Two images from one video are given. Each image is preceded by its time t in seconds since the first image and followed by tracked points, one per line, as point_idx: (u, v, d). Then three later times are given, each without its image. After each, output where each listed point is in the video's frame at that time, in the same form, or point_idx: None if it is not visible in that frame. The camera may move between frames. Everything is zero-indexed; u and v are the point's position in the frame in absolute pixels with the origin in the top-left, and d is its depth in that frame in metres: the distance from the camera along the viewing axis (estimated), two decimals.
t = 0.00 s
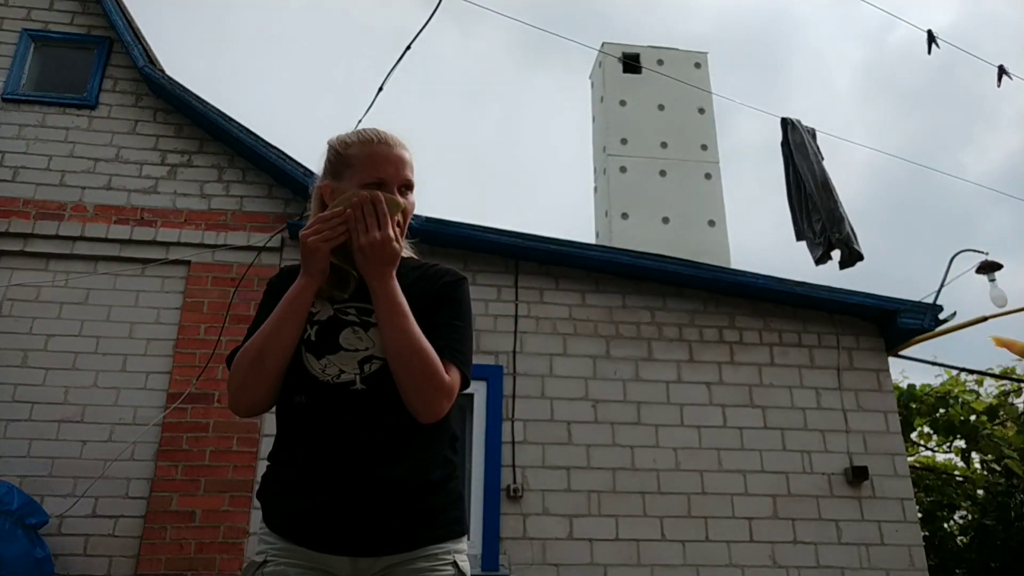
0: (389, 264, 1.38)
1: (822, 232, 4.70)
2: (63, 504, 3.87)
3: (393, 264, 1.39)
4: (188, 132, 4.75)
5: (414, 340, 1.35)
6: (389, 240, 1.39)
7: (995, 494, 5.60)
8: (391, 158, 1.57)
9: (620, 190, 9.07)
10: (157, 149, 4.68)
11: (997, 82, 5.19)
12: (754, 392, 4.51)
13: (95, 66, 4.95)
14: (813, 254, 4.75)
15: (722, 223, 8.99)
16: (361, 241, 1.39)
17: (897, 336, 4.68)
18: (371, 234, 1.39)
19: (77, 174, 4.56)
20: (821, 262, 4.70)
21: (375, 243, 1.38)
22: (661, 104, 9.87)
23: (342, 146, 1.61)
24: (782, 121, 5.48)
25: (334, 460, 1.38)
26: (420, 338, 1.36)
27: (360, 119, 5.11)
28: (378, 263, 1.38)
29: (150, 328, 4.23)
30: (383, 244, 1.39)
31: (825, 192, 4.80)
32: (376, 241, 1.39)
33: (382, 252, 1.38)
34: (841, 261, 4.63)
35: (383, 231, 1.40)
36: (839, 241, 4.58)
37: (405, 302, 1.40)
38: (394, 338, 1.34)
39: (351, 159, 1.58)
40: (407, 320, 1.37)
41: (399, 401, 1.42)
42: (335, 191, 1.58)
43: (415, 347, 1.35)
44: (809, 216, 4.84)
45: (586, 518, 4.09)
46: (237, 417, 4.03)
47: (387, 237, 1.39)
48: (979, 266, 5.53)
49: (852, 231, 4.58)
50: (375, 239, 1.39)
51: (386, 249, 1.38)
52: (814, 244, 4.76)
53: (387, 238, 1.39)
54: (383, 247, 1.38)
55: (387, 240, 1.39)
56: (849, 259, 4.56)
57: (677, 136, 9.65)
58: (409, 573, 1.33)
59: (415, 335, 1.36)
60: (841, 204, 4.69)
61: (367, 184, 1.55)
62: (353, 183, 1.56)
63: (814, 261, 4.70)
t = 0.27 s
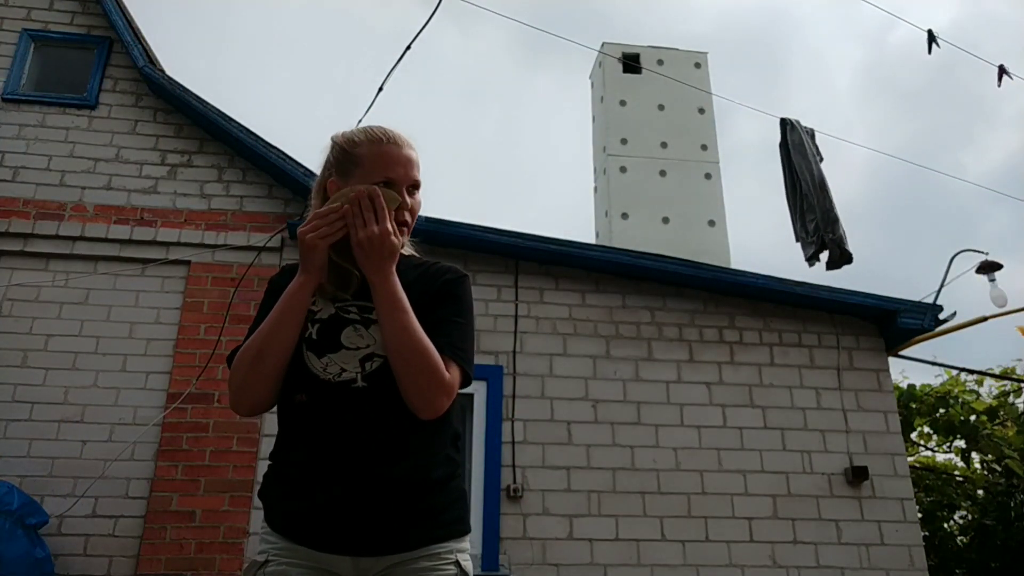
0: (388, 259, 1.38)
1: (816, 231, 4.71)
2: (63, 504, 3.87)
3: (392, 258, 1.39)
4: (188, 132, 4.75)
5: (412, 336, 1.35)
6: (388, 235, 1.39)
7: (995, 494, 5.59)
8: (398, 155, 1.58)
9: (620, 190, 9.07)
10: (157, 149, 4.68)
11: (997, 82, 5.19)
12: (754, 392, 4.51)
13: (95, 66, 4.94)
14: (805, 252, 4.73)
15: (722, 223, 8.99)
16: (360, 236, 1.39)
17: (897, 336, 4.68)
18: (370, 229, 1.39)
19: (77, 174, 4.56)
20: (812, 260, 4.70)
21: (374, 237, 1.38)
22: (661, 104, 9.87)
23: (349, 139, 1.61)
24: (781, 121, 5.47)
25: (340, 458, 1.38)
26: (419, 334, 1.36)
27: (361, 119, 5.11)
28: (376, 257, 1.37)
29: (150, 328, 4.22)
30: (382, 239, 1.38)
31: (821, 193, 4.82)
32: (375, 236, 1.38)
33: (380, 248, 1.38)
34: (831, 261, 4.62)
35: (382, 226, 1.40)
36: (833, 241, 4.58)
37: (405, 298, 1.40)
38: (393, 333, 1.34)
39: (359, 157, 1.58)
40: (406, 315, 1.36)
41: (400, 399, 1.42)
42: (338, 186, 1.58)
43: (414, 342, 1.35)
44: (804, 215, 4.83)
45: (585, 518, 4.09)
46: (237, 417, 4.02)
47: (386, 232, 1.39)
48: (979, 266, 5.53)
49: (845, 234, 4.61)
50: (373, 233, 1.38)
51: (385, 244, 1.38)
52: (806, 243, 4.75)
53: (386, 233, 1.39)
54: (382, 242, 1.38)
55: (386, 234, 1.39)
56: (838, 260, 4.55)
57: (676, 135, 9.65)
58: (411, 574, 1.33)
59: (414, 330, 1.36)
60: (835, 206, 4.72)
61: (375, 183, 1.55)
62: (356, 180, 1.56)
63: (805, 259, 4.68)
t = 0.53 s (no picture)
0: (385, 256, 1.38)
1: (817, 232, 4.71)
2: (63, 504, 3.87)
3: (389, 256, 1.38)
4: (188, 132, 4.75)
5: (411, 333, 1.35)
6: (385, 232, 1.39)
7: (995, 494, 5.59)
8: (401, 153, 1.57)
9: (620, 190, 9.06)
10: (157, 149, 4.68)
11: (997, 82, 5.18)
12: (754, 393, 4.51)
13: (95, 66, 4.94)
14: (809, 254, 4.73)
15: (722, 223, 9.00)
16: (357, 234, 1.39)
17: (897, 336, 4.68)
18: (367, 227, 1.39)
19: (77, 174, 4.56)
20: (817, 261, 4.68)
21: (371, 235, 1.38)
22: (661, 104, 9.87)
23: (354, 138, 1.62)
24: (781, 121, 5.47)
25: (342, 458, 1.38)
26: (418, 332, 1.36)
27: (361, 119, 5.11)
28: (374, 255, 1.37)
29: (150, 328, 4.22)
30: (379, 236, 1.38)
31: (822, 194, 4.82)
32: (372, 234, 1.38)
33: (378, 245, 1.38)
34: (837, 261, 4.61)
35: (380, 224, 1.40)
36: (834, 241, 4.58)
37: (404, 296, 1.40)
38: (392, 329, 1.34)
39: (361, 157, 1.58)
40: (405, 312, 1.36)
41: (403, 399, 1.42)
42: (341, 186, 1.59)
43: (412, 339, 1.34)
44: (806, 215, 4.83)
45: (585, 518, 4.09)
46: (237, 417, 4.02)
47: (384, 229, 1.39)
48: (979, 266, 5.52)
49: (847, 232, 4.60)
50: (370, 231, 1.38)
51: (382, 241, 1.38)
52: (810, 244, 4.76)
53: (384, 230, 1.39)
54: (379, 239, 1.38)
55: (383, 232, 1.38)
56: (844, 261, 4.52)
57: (677, 136, 9.66)
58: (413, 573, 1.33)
59: (412, 328, 1.36)
60: (838, 206, 4.72)
61: (376, 181, 1.55)
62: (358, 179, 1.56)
63: (810, 260, 4.67)
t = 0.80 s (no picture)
0: (390, 260, 1.37)
1: (817, 231, 4.72)
2: (63, 504, 3.87)
3: (394, 258, 1.38)
4: (188, 132, 4.75)
5: (417, 336, 1.35)
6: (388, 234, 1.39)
7: (995, 494, 5.59)
8: (406, 159, 1.57)
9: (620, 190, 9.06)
10: (157, 149, 4.68)
11: (997, 82, 5.18)
12: (754, 393, 4.51)
13: (95, 66, 4.95)
14: (810, 253, 4.73)
15: (722, 223, 9.00)
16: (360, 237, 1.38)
17: (897, 335, 4.68)
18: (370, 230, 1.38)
19: (77, 174, 4.56)
20: (817, 261, 4.68)
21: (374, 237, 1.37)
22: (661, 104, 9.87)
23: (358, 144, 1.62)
24: (781, 121, 5.47)
25: (347, 459, 1.38)
26: (423, 334, 1.35)
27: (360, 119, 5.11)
28: (378, 258, 1.37)
29: (150, 328, 4.23)
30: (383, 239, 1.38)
31: (822, 193, 4.82)
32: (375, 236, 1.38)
33: (382, 248, 1.37)
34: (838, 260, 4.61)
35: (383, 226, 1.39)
36: (835, 239, 4.58)
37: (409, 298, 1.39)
38: (399, 333, 1.34)
39: (365, 161, 1.59)
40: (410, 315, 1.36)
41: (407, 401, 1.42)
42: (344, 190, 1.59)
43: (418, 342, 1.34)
44: (806, 215, 4.83)
45: (585, 518, 4.09)
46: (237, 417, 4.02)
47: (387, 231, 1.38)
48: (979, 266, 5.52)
49: (848, 230, 4.60)
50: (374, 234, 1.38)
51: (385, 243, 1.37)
52: (810, 243, 4.76)
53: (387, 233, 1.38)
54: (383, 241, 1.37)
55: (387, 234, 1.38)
56: (844, 259, 4.52)
57: (677, 136, 9.65)
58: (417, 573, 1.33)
59: (418, 331, 1.35)
60: (837, 205, 4.72)
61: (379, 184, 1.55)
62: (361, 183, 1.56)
63: (811, 260, 4.67)
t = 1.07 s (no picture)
0: (396, 266, 1.38)
1: (813, 232, 4.72)
2: (63, 504, 3.86)
3: (400, 265, 1.38)
4: (188, 132, 4.75)
5: (425, 341, 1.35)
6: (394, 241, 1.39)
7: (995, 494, 5.59)
8: (407, 162, 1.58)
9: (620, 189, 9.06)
10: (157, 149, 4.68)
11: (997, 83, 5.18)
12: (754, 393, 4.51)
13: (95, 66, 4.95)
14: (804, 253, 4.74)
15: (722, 223, 9.00)
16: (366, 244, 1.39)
17: (897, 336, 4.68)
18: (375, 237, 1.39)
19: (77, 173, 4.56)
20: (811, 261, 4.70)
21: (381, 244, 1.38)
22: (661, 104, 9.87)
23: (360, 154, 1.62)
24: (780, 121, 5.46)
25: (352, 460, 1.38)
26: (432, 339, 1.36)
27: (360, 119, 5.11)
28: (385, 265, 1.37)
29: (150, 328, 4.23)
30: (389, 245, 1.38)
31: (820, 193, 4.83)
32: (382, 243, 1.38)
33: (389, 254, 1.38)
34: (830, 261, 4.61)
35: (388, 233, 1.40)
36: (830, 241, 4.59)
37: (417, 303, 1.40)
38: (407, 338, 1.34)
39: (368, 167, 1.59)
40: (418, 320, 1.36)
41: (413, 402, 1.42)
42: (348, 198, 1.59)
43: (427, 346, 1.34)
44: (803, 215, 4.84)
45: (585, 518, 4.09)
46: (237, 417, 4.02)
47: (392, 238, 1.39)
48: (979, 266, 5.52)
49: (843, 232, 4.61)
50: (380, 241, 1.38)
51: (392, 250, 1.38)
52: (805, 244, 4.77)
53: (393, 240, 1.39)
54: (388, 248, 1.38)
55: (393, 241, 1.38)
56: (837, 260, 4.54)
57: (677, 135, 9.65)
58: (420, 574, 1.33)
59: (426, 335, 1.35)
60: (835, 206, 4.73)
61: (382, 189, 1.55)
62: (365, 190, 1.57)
63: (804, 260, 4.68)
